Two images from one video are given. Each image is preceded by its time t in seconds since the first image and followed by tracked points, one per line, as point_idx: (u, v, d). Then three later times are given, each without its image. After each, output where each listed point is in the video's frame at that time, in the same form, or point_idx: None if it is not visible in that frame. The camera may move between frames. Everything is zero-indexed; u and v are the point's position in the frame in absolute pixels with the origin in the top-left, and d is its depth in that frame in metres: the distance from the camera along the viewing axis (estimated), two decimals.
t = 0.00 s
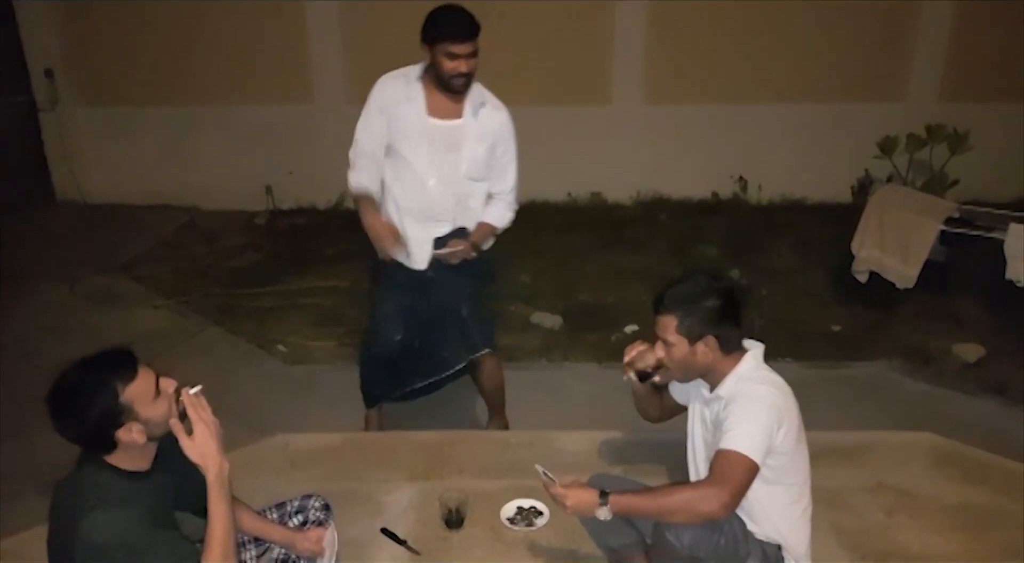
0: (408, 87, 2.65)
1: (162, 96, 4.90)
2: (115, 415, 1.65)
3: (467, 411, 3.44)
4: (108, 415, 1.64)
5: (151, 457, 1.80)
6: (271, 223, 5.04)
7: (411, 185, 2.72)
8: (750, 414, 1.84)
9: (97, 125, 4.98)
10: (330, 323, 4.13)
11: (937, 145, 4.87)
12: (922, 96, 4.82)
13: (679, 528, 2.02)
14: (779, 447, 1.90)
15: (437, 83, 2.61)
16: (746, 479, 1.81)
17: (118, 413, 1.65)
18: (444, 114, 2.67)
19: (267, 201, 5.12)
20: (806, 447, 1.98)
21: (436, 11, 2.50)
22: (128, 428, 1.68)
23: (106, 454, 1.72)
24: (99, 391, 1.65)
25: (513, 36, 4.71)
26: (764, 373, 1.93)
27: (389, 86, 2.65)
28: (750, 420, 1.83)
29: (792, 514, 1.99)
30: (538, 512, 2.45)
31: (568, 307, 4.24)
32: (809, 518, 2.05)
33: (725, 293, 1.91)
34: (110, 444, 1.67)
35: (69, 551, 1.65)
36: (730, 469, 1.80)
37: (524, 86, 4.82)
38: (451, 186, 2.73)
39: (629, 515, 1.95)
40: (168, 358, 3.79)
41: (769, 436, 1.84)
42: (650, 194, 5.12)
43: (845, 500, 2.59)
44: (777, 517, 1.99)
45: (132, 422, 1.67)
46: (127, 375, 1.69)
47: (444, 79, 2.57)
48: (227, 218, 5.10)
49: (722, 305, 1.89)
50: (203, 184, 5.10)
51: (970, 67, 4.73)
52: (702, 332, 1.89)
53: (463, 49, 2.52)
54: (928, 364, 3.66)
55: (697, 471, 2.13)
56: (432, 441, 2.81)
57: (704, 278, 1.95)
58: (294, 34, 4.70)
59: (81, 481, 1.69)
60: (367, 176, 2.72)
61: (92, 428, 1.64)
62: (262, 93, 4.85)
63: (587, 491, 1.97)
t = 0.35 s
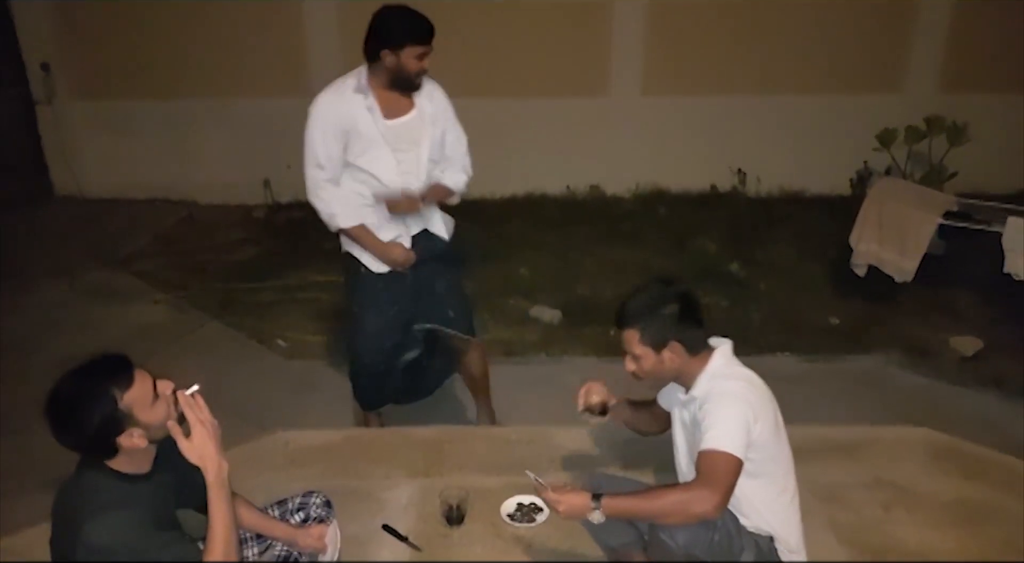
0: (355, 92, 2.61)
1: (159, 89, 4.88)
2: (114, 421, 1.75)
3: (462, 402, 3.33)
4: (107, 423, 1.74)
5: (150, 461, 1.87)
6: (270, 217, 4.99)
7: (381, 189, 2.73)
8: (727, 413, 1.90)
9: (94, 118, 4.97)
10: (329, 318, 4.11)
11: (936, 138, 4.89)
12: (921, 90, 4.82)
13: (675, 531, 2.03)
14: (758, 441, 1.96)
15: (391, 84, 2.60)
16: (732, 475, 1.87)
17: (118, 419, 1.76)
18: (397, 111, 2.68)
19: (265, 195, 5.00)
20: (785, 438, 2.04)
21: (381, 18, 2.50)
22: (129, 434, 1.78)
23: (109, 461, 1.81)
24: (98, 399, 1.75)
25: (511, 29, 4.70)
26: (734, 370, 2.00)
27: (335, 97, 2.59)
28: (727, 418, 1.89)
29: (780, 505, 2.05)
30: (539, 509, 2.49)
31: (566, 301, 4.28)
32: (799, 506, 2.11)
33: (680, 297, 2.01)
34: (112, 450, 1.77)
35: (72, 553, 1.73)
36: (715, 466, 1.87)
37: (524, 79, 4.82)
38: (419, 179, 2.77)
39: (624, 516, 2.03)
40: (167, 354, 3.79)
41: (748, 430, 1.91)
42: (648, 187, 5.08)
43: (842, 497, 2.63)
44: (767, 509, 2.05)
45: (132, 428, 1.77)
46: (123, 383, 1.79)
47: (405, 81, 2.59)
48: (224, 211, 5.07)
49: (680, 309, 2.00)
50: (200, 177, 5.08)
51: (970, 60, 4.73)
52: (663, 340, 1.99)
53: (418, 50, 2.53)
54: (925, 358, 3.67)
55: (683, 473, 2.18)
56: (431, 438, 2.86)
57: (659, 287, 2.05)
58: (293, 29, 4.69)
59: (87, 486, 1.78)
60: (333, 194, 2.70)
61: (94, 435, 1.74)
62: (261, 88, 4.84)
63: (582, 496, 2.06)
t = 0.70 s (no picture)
0: (334, 89, 2.59)
1: (155, 80, 4.86)
2: (119, 424, 1.68)
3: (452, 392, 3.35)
4: (113, 426, 1.67)
5: (152, 463, 1.82)
6: (267, 208, 5.03)
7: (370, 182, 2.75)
8: (691, 406, 1.89)
9: (90, 109, 4.96)
10: (327, 310, 4.13)
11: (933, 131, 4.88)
12: (919, 82, 4.82)
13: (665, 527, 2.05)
14: (723, 429, 1.95)
15: (365, 73, 2.63)
16: (708, 464, 1.86)
17: (121, 424, 1.68)
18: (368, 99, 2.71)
19: (262, 185, 5.08)
20: (750, 419, 2.04)
21: (349, 13, 2.51)
22: (133, 437, 1.71)
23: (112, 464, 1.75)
24: (99, 405, 1.67)
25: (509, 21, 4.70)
26: (684, 364, 1.99)
27: (319, 97, 2.55)
28: (693, 410, 1.88)
29: (758, 486, 2.05)
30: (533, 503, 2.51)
31: (563, 294, 4.19)
32: (775, 484, 2.12)
33: (621, 308, 1.97)
34: (117, 454, 1.70)
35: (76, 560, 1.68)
36: (690, 459, 1.85)
37: (521, 70, 4.80)
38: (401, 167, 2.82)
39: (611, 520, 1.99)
40: (165, 346, 3.80)
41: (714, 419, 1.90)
42: (644, 178, 5.10)
43: (837, 491, 2.66)
44: (746, 493, 2.04)
45: (135, 431, 1.70)
46: (127, 385, 1.71)
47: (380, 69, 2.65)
48: (222, 203, 5.10)
49: (625, 319, 1.95)
50: (198, 169, 5.07)
51: (967, 52, 4.73)
52: (610, 355, 1.93)
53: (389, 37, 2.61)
54: (920, 351, 3.69)
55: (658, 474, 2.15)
56: (429, 434, 2.94)
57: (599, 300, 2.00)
58: (290, 20, 4.67)
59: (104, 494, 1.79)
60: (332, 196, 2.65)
61: (98, 441, 1.67)
62: (257, 79, 4.83)
63: (567, 504, 2.02)
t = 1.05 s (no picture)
0: (333, 90, 2.60)
1: (154, 79, 4.86)
2: (127, 425, 1.77)
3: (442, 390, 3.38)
4: (119, 426, 1.76)
5: (159, 462, 1.89)
6: (264, 209, 4.99)
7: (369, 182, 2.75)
8: (678, 410, 1.95)
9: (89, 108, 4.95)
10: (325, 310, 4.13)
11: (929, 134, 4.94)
12: (916, 86, 4.84)
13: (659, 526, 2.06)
14: (710, 429, 2.01)
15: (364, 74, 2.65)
16: (697, 464, 1.91)
17: (129, 423, 1.77)
18: (366, 100, 2.73)
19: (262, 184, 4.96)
20: (735, 418, 2.11)
21: (348, 14, 2.53)
22: (141, 437, 1.80)
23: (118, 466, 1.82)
24: (106, 405, 1.76)
25: (510, 22, 4.70)
26: (669, 368, 2.05)
27: (318, 97, 2.55)
28: (680, 413, 1.94)
29: (748, 483, 2.11)
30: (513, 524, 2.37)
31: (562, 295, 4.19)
32: (765, 480, 2.17)
33: (614, 314, 2.03)
34: (126, 454, 1.79)
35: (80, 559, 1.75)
36: (680, 460, 1.91)
37: (521, 72, 4.81)
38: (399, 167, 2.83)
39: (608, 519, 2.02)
40: (163, 345, 3.80)
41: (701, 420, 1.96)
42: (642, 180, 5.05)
43: (834, 492, 2.67)
44: (739, 491, 2.10)
45: (144, 430, 1.80)
46: (130, 387, 1.80)
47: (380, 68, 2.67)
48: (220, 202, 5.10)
49: (615, 325, 2.01)
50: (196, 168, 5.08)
51: (964, 56, 4.76)
52: (594, 359, 2.00)
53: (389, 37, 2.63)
54: (917, 354, 3.70)
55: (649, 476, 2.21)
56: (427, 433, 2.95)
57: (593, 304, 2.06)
58: (291, 22, 4.69)
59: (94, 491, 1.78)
60: (331, 194, 2.64)
61: (108, 440, 1.76)
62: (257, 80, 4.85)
63: (561, 501, 2.06)
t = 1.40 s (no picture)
0: (319, 96, 2.61)
1: (149, 85, 4.88)
2: (136, 440, 1.73)
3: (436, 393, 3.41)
4: (129, 441, 1.72)
5: (164, 474, 1.88)
6: (261, 214, 5.05)
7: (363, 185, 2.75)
8: (684, 415, 1.90)
9: (84, 115, 4.97)
10: (321, 314, 4.14)
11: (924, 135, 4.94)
12: (908, 89, 4.86)
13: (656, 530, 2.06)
14: (715, 436, 1.97)
15: (349, 78, 2.64)
16: (699, 472, 1.87)
17: (140, 435, 1.73)
18: (354, 107, 2.72)
19: (257, 190, 5.15)
20: (742, 425, 2.06)
21: (330, 18, 2.52)
22: (151, 448, 1.77)
23: (127, 476, 1.80)
24: (116, 420, 1.71)
25: (502, 27, 4.72)
26: (685, 370, 2.01)
27: (305, 104, 2.57)
28: (686, 419, 1.89)
29: (748, 491, 2.08)
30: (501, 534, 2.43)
31: (557, 298, 4.19)
32: (765, 489, 2.14)
33: (670, 306, 1.97)
34: (135, 465, 1.76)
35: None
36: (681, 466, 1.86)
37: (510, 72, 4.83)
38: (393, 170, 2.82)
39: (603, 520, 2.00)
40: (159, 351, 3.80)
41: (707, 427, 1.92)
42: (637, 184, 5.18)
43: (830, 494, 2.68)
44: (738, 498, 2.07)
45: (155, 442, 1.76)
46: (139, 402, 1.74)
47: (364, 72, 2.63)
48: (216, 208, 5.12)
49: (665, 318, 1.95)
50: (193, 174, 5.11)
51: (955, 59, 4.78)
52: (623, 330, 1.95)
53: (370, 38, 2.58)
54: (913, 357, 3.69)
55: (649, 476, 2.18)
56: (423, 438, 2.95)
57: (660, 288, 2.00)
58: (284, 28, 4.70)
59: (93, 498, 1.80)
60: (327, 199, 2.65)
61: (118, 454, 1.73)
62: (252, 87, 4.86)
63: (557, 500, 2.04)
